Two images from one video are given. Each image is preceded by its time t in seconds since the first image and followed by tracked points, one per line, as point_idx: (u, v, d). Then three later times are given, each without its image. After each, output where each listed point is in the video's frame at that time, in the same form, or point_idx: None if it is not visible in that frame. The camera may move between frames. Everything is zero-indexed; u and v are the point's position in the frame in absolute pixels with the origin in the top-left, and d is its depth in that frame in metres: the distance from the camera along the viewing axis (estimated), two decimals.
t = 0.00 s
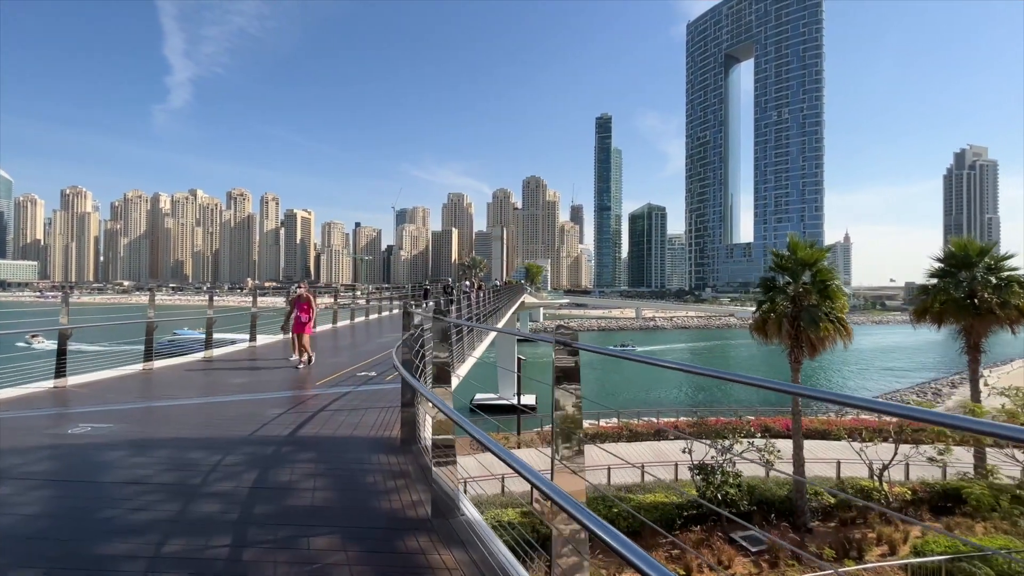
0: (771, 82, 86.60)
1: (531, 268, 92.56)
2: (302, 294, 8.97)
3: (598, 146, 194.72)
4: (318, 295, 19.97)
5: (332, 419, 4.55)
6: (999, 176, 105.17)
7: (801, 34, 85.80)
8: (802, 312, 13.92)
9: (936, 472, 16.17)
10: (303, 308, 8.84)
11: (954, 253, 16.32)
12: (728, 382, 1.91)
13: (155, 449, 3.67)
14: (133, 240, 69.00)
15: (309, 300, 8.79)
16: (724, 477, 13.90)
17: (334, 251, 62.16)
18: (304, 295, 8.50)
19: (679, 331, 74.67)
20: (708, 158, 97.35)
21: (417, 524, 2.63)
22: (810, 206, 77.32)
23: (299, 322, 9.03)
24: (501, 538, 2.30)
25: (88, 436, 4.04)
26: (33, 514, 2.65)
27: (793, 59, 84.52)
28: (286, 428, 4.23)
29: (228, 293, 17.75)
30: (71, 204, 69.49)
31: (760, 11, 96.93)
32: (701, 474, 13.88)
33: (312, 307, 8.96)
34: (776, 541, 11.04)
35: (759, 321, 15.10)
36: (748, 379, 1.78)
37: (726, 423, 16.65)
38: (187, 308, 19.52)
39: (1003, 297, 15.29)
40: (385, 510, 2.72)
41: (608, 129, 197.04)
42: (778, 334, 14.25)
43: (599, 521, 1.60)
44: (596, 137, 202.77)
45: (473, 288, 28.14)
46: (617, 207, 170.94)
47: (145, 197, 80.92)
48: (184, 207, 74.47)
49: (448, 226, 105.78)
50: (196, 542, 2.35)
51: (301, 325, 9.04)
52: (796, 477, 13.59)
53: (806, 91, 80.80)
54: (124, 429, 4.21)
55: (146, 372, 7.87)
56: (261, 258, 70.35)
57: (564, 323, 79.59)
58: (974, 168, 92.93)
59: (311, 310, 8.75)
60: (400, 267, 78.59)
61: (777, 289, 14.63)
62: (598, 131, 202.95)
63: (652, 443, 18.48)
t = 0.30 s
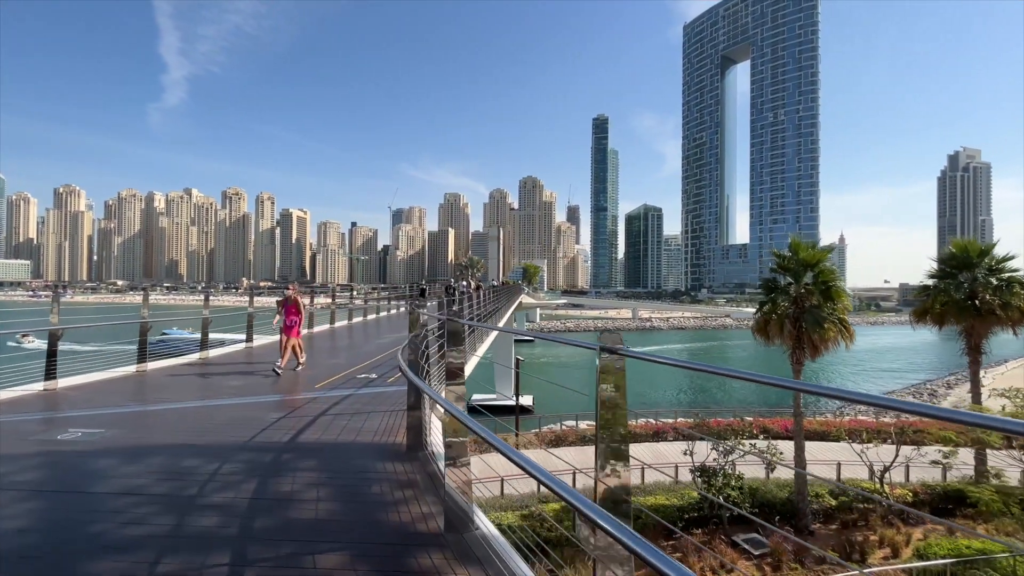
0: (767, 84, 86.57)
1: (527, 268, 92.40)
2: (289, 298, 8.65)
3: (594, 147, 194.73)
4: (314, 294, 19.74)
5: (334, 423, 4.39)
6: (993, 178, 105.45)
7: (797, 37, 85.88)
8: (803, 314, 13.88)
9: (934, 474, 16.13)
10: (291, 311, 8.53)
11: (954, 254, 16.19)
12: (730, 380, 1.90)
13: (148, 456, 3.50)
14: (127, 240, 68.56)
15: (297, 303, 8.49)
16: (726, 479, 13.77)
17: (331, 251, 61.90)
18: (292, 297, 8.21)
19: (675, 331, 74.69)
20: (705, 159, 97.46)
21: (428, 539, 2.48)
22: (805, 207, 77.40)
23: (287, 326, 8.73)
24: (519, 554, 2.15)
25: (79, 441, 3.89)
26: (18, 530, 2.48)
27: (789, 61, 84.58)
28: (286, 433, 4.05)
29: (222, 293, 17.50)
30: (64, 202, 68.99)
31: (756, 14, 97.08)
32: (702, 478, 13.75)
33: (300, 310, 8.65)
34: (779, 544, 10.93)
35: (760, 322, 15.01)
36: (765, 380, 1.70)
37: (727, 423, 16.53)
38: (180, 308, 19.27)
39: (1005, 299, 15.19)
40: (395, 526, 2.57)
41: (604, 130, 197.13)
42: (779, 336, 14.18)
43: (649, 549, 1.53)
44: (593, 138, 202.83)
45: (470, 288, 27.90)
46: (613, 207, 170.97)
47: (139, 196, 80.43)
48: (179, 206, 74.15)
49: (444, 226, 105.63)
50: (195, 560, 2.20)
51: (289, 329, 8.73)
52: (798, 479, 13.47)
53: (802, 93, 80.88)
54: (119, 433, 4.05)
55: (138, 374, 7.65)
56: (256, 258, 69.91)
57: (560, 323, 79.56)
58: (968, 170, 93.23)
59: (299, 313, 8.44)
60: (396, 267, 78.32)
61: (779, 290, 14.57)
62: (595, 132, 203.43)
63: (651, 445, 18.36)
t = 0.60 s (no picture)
0: (763, 85, 86.63)
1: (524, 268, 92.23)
2: (277, 300, 8.32)
3: (590, 147, 194.95)
4: (311, 294, 19.56)
5: (338, 429, 4.24)
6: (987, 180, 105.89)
7: (794, 38, 85.93)
8: (805, 315, 13.79)
9: (935, 474, 16.04)
10: (277, 310, 8.04)
11: (955, 255, 16.06)
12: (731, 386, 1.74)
13: (142, 467, 3.33)
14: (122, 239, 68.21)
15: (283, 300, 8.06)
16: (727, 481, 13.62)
17: (327, 250, 61.65)
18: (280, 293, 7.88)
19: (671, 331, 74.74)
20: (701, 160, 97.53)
21: (443, 558, 2.35)
22: (801, 208, 77.47)
23: (274, 330, 8.19)
24: None
25: (69, 449, 3.72)
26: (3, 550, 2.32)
27: (785, 62, 84.65)
28: (287, 440, 3.90)
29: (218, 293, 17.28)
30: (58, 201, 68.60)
31: (753, 15, 97.16)
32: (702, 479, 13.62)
33: (288, 311, 8.22)
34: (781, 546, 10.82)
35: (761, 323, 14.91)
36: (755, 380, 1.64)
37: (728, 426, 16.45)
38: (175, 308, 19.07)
39: (1006, 300, 15.14)
40: (406, 545, 2.41)
41: (601, 130, 197.16)
42: (781, 337, 14.07)
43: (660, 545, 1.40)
44: (590, 139, 203.06)
45: (468, 288, 27.74)
46: (610, 207, 171.11)
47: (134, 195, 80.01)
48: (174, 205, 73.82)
49: (441, 225, 105.47)
50: None
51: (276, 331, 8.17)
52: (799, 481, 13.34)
53: (798, 95, 80.99)
54: (111, 441, 3.89)
55: (133, 376, 7.47)
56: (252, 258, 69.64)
57: (557, 323, 79.55)
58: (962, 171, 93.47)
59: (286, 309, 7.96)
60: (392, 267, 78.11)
61: (780, 291, 14.48)
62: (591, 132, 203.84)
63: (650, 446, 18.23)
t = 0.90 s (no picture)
0: (760, 85, 86.52)
1: (521, 268, 91.96)
2: (263, 301, 7.83)
3: (588, 147, 194.72)
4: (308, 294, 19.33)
5: (340, 433, 4.08)
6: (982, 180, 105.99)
7: (790, 38, 85.80)
8: (808, 316, 13.69)
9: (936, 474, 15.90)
10: (261, 311, 7.63)
11: (957, 254, 15.93)
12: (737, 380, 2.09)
13: (135, 473, 3.17)
14: (117, 238, 67.87)
15: (268, 300, 7.66)
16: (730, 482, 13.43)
17: (324, 250, 61.34)
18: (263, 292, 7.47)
19: (669, 331, 74.65)
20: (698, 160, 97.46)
21: (457, 573, 2.22)
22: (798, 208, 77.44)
23: (259, 333, 7.78)
24: None
25: (58, 453, 3.58)
26: None
27: (782, 62, 84.54)
28: (287, 443, 3.77)
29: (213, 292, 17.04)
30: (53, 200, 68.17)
31: (750, 16, 97.02)
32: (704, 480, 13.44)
33: (274, 314, 7.75)
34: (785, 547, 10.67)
35: (763, 323, 14.81)
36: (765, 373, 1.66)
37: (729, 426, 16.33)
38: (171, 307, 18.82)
39: (1008, 301, 15.07)
40: (417, 560, 2.27)
41: (598, 129, 196.74)
42: (784, 337, 13.98)
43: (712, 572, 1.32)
44: (587, 139, 202.96)
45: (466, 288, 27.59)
46: (607, 207, 171.11)
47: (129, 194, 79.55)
48: (170, 204, 73.47)
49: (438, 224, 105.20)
50: None
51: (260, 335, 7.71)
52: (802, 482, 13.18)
53: (795, 95, 80.92)
54: (101, 445, 3.72)
55: (126, 377, 7.29)
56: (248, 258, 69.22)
57: (555, 323, 79.53)
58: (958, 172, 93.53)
59: (270, 309, 7.53)
60: (389, 266, 77.84)
61: (782, 290, 14.41)
62: (589, 131, 203.74)
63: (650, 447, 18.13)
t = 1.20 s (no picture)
0: (758, 85, 86.37)
1: (520, 267, 91.78)
2: (244, 301, 7.23)
3: (586, 146, 194.57)
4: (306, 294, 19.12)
5: (342, 439, 3.91)
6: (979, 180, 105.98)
7: (788, 38, 85.67)
8: (812, 315, 13.57)
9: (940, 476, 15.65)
10: (244, 311, 7.08)
11: (961, 254, 15.83)
12: (720, 369, 2.48)
13: (127, 482, 3.02)
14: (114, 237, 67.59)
15: (251, 300, 7.15)
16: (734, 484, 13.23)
17: (321, 249, 61.08)
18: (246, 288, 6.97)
19: (667, 331, 74.58)
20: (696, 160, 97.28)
21: None
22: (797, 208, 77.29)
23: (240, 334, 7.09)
24: None
25: (45, 461, 3.41)
26: None
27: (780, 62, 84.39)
28: (288, 450, 3.59)
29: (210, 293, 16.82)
30: (49, 199, 67.88)
31: (748, 16, 96.87)
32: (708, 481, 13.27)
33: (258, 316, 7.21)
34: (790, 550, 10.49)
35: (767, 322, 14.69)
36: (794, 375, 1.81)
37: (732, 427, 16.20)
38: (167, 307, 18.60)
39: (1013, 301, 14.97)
40: None
41: (597, 128, 196.50)
42: (787, 336, 13.86)
43: None
44: (586, 138, 202.78)
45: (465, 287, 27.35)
46: (606, 206, 171.02)
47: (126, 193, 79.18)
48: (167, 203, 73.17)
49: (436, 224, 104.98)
50: None
51: (242, 337, 7.11)
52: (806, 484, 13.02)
53: (792, 95, 80.80)
54: (91, 453, 3.56)
55: (119, 380, 7.09)
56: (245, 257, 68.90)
57: (553, 322, 79.41)
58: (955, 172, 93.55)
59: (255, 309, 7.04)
60: (387, 266, 77.61)
61: (786, 289, 14.31)
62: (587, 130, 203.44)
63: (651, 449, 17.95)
